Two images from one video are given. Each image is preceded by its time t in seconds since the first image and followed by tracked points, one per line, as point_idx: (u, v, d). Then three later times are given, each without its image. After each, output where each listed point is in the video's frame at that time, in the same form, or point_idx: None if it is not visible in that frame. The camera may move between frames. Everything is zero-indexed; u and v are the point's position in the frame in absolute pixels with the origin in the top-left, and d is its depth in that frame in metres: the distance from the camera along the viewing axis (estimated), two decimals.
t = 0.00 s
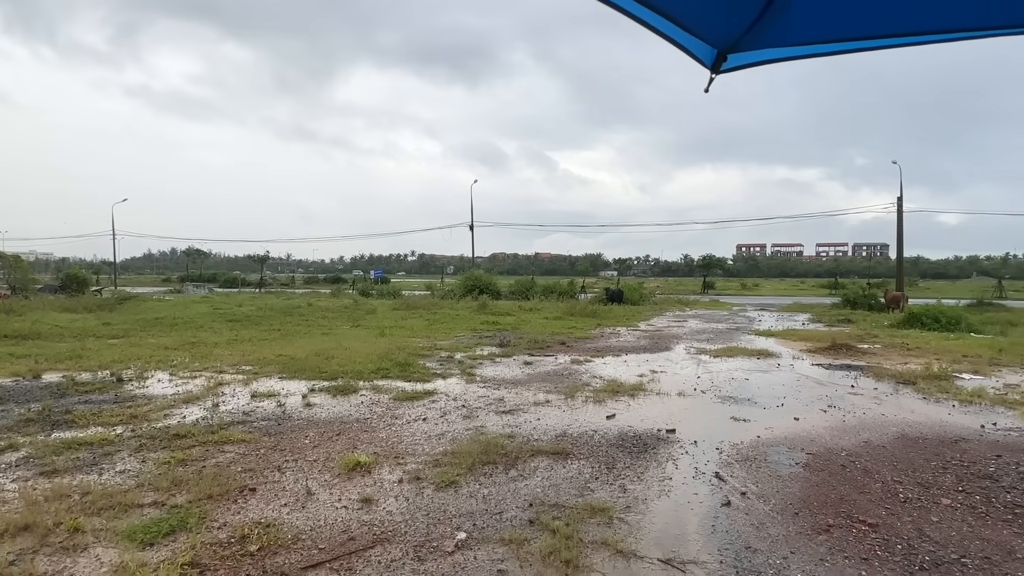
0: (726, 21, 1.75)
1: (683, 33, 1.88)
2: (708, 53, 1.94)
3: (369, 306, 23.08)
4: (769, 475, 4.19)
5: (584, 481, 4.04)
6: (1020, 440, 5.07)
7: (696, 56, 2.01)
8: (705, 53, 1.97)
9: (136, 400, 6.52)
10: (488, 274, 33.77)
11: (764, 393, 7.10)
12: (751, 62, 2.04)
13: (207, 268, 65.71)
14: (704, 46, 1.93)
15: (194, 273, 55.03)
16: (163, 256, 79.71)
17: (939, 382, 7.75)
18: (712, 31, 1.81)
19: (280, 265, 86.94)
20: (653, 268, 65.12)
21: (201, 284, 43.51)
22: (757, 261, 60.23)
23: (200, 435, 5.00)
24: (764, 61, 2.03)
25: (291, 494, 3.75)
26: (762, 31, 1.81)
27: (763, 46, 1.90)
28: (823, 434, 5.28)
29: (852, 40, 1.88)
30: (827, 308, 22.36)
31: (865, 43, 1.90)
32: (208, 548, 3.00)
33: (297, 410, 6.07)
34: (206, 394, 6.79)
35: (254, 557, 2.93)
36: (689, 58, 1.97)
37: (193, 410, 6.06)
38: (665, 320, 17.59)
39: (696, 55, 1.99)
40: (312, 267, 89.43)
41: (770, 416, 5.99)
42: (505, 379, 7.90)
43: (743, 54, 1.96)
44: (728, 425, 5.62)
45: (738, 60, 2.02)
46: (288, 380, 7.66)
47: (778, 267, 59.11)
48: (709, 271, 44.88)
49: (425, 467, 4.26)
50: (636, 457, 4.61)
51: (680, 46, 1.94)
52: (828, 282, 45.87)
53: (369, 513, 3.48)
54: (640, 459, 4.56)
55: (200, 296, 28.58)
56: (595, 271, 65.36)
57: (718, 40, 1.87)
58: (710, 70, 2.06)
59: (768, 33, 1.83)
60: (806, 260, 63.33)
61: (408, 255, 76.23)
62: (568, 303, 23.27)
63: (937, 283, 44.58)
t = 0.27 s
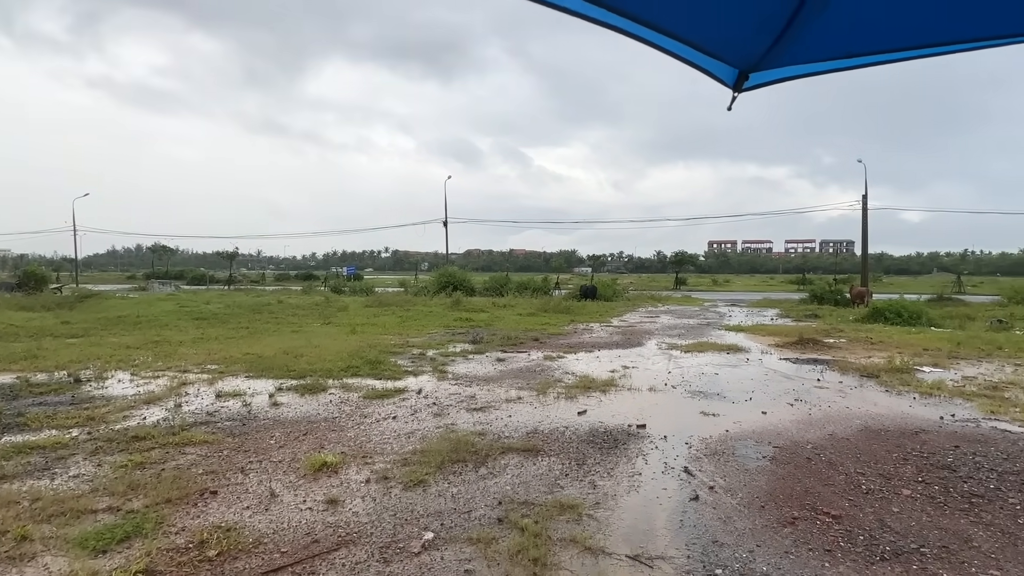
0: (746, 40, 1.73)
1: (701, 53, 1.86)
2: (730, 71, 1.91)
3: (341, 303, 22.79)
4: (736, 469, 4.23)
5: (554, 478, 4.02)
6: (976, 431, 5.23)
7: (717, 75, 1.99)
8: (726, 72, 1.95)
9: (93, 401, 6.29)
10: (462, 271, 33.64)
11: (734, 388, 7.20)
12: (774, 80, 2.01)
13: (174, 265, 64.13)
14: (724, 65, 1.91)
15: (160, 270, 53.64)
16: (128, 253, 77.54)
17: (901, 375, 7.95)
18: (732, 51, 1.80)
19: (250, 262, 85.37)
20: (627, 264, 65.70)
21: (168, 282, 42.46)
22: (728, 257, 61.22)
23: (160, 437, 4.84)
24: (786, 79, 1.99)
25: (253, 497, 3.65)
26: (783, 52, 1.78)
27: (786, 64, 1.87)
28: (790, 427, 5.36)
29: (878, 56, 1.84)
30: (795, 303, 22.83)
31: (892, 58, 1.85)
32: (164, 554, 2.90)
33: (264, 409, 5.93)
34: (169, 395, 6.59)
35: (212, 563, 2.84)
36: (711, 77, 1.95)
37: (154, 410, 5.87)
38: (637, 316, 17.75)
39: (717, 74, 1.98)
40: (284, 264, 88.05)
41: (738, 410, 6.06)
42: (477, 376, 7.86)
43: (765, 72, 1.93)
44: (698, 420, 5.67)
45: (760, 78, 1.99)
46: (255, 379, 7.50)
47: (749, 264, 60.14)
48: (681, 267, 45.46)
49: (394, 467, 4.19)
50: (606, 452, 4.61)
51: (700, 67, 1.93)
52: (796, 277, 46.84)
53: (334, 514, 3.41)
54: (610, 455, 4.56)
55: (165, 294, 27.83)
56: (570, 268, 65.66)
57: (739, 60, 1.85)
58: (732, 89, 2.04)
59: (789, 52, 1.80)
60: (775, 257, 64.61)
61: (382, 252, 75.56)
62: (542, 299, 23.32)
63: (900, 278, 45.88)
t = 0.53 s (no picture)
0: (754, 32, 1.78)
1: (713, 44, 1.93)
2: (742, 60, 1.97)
3: (312, 300, 22.44)
4: (701, 464, 4.22)
5: (518, 476, 3.96)
6: (935, 423, 5.32)
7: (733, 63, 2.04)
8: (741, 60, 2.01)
9: (42, 403, 6.03)
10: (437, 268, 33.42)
11: (702, 383, 7.23)
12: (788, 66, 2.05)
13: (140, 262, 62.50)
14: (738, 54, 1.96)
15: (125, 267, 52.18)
16: (91, 250, 75.31)
17: (864, 368, 8.09)
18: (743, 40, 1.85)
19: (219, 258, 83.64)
20: (602, 261, 66.07)
21: (132, 279, 41.30)
22: (701, 254, 62.00)
23: (109, 439, 4.64)
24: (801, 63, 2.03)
25: (204, 501, 3.51)
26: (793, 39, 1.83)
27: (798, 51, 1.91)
28: (755, 422, 5.39)
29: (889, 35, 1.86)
30: (765, 299, 23.20)
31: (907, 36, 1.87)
32: (102, 564, 2.75)
33: (223, 410, 5.75)
34: (123, 396, 6.36)
35: (155, 572, 2.70)
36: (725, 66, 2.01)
37: (106, 412, 5.65)
38: (610, 312, 17.83)
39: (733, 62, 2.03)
40: (255, 260, 86.46)
41: (705, 405, 6.08)
42: (445, 374, 7.76)
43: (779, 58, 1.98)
44: (665, 415, 5.67)
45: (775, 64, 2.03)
46: (216, 378, 7.28)
47: (721, 260, 60.99)
48: (655, 264, 45.89)
49: (354, 467, 4.08)
50: (571, 450, 4.56)
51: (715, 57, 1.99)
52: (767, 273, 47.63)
53: (288, 518, 3.29)
54: (575, 452, 4.52)
55: (129, 291, 27.08)
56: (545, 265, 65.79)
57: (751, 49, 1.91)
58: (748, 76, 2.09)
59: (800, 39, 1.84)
60: (746, 253, 65.65)
61: (355, 249, 74.74)
62: (516, 296, 23.28)
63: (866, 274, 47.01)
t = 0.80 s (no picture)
0: None
1: None
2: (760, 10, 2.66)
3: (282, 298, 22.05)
4: (665, 464, 4.17)
5: (479, 479, 3.86)
6: (897, 419, 5.36)
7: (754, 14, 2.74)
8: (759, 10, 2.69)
9: None
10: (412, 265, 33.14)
11: (671, 380, 7.22)
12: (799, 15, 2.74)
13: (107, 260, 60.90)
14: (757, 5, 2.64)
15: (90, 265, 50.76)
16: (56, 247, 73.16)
17: (830, 364, 8.17)
18: None
19: (190, 256, 81.91)
20: (578, 259, 66.31)
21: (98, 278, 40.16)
22: (676, 252, 62.62)
23: (51, 446, 4.42)
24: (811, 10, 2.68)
25: (146, 510, 3.34)
26: None
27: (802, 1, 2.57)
28: (721, 420, 5.37)
29: None
30: (738, 296, 23.47)
31: None
32: None
33: (178, 413, 5.55)
34: (73, 399, 6.10)
35: None
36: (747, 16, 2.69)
37: (52, 417, 5.40)
38: (584, 309, 17.84)
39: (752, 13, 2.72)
40: (227, 258, 84.89)
41: (673, 403, 6.06)
42: (413, 373, 7.63)
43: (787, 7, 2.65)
44: (632, 414, 5.63)
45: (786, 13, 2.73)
46: (173, 380, 7.04)
47: (696, 258, 61.65)
48: (630, 261, 46.20)
49: (309, 472, 3.94)
50: (535, 450, 4.48)
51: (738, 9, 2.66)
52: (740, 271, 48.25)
53: (233, 527, 3.14)
54: (539, 452, 4.44)
55: (92, 290, 26.29)
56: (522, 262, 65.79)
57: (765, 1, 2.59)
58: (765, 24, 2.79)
59: None
60: (720, 251, 66.49)
61: (330, 246, 73.85)
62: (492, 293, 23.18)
63: (836, 271, 47.95)
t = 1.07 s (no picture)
0: None
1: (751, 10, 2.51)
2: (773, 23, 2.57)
3: (255, 298, 21.62)
4: (635, 466, 4.08)
5: (443, 484, 3.72)
6: (868, 416, 5.36)
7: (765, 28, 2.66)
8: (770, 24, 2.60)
9: None
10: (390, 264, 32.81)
11: (645, 379, 7.16)
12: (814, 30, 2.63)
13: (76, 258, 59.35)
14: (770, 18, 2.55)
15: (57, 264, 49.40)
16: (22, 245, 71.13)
17: (804, 362, 8.19)
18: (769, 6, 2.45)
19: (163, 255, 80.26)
20: (558, 257, 66.41)
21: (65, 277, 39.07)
22: (655, 251, 63.05)
23: None
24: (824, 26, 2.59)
25: (86, 523, 3.14)
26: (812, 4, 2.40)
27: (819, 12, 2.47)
28: (693, 419, 5.31)
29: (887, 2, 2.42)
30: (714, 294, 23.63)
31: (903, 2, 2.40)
32: None
33: (133, 417, 5.32)
34: (23, 404, 5.82)
35: None
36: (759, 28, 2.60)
37: None
38: (562, 308, 17.79)
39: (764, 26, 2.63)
40: (202, 257, 83.38)
41: (646, 403, 5.99)
42: (384, 374, 7.45)
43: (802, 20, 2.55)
44: (604, 414, 5.54)
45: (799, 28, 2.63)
46: (132, 383, 6.78)
47: (674, 256, 62.13)
48: (609, 260, 46.37)
49: (265, 479, 3.77)
50: (504, 453, 4.36)
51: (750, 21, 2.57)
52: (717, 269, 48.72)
53: (179, 540, 2.97)
54: (507, 455, 4.32)
55: (58, 291, 25.51)
56: (502, 261, 65.65)
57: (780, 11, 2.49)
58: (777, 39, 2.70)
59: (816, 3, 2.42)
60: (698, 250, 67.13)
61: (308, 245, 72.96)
62: (470, 292, 23.02)
63: (811, 269, 48.68)
